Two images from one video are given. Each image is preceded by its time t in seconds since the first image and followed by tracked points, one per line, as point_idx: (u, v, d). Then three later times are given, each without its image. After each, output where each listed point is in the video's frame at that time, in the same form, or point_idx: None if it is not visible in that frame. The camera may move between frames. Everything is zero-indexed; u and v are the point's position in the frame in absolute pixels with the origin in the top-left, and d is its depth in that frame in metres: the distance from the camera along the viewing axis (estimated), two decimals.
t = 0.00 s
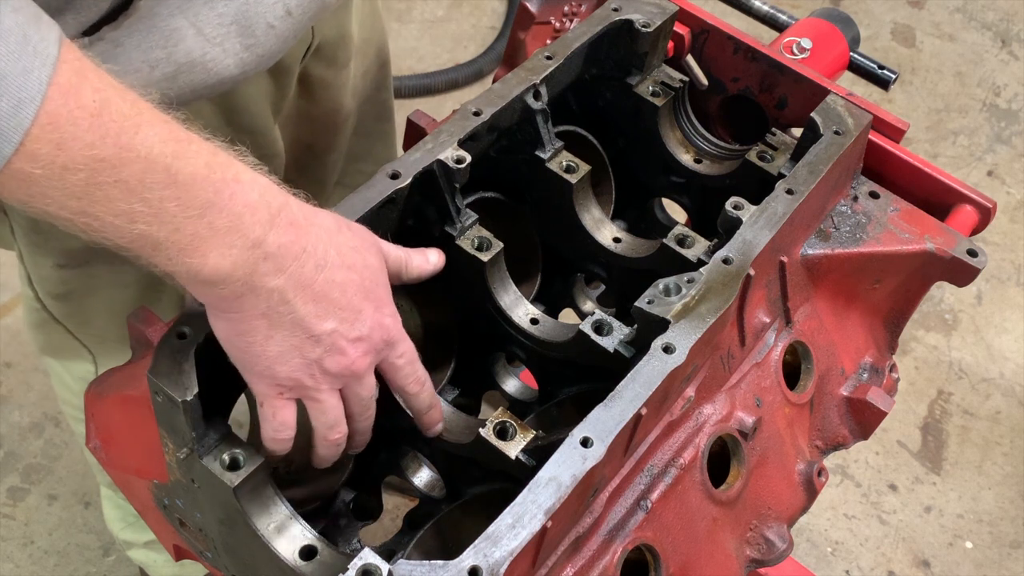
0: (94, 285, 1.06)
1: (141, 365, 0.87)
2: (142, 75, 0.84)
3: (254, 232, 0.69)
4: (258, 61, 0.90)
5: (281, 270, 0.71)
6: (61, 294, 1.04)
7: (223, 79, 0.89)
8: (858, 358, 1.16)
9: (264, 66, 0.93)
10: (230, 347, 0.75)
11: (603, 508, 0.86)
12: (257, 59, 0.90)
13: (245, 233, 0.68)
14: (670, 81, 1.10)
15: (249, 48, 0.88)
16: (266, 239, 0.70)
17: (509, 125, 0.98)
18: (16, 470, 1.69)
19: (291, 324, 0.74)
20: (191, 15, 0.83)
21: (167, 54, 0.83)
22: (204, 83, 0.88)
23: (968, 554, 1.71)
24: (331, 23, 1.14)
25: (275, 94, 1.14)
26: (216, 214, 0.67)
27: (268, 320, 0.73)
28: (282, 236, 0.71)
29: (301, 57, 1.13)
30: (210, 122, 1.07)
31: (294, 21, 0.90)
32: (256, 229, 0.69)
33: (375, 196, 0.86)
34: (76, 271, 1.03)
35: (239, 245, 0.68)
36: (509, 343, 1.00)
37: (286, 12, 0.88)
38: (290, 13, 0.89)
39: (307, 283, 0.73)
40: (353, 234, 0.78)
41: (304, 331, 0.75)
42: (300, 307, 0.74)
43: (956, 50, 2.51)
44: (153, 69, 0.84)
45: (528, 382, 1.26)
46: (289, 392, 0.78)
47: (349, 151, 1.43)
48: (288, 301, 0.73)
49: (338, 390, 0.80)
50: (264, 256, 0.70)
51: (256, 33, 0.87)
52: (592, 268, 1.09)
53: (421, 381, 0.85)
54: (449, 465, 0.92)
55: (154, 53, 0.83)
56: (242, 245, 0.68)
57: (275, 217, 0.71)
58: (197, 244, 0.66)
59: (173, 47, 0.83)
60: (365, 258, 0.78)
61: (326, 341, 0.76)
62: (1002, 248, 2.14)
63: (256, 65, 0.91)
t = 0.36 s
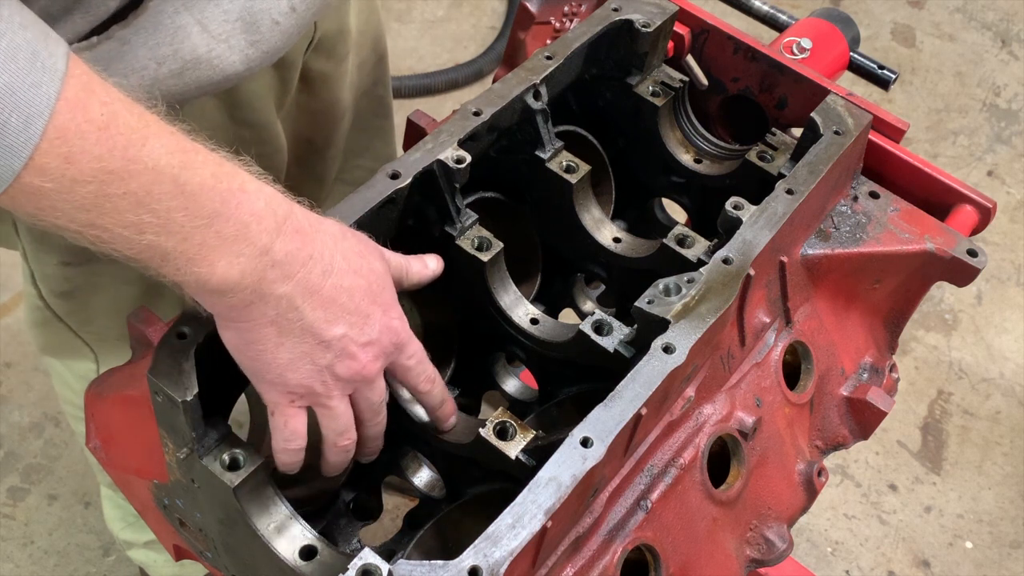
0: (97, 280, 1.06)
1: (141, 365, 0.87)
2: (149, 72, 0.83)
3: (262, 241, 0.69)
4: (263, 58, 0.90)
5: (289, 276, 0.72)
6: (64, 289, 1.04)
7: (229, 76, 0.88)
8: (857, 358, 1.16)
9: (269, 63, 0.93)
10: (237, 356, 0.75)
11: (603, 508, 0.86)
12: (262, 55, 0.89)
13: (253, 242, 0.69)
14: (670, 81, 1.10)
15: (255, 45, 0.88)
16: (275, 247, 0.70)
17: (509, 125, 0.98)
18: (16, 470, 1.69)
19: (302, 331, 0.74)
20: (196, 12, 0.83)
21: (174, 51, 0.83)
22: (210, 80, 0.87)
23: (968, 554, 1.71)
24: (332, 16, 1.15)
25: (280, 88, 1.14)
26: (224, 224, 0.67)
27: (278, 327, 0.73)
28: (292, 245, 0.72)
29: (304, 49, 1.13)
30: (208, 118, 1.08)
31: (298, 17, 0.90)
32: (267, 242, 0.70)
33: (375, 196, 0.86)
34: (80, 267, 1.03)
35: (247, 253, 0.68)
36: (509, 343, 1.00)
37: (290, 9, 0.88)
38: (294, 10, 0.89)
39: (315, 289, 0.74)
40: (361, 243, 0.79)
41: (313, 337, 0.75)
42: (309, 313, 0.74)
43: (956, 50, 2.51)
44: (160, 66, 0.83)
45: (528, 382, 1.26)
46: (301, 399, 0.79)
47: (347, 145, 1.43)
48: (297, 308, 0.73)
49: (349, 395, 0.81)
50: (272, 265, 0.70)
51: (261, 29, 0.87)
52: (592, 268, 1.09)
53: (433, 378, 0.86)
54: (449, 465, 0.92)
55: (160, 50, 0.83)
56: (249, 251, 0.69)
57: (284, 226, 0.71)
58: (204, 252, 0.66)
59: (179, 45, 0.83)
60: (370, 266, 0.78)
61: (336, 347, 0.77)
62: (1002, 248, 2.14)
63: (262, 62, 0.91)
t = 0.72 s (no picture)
0: (101, 280, 1.06)
1: (141, 365, 0.87)
2: (156, 74, 0.84)
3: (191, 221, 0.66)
4: (268, 58, 0.90)
5: (223, 256, 0.67)
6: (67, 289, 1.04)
7: (234, 76, 0.88)
8: (858, 358, 1.16)
9: (275, 63, 0.93)
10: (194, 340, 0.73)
11: (603, 508, 0.86)
12: (267, 56, 0.89)
13: (179, 222, 0.65)
14: (670, 81, 1.10)
15: (260, 46, 0.88)
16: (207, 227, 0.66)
17: (509, 125, 0.98)
18: (16, 470, 1.69)
19: (248, 314, 0.70)
20: (201, 13, 0.84)
21: (179, 52, 0.84)
22: (216, 82, 0.88)
23: (968, 554, 1.71)
24: (333, 15, 1.15)
25: (282, 86, 1.14)
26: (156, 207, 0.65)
27: (219, 309, 0.70)
28: (227, 222, 0.67)
29: (306, 48, 1.13)
30: (212, 118, 1.07)
31: (302, 18, 0.90)
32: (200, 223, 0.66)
33: (375, 196, 0.86)
34: (84, 267, 1.03)
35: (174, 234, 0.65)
36: (510, 343, 1.00)
37: (294, 9, 0.89)
38: (298, 10, 0.89)
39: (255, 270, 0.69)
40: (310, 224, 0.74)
41: (262, 320, 0.70)
42: (251, 295, 0.69)
43: (956, 50, 2.51)
44: (166, 67, 0.84)
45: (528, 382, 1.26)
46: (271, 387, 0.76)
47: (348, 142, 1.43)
48: (235, 290, 0.69)
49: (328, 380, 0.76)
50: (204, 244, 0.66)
51: (266, 30, 0.87)
52: (592, 268, 1.09)
53: (403, 365, 0.82)
54: (449, 466, 0.92)
55: (167, 51, 0.83)
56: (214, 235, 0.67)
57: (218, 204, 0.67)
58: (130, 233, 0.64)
59: (185, 46, 0.84)
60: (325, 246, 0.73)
61: (291, 332, 0.71)
62: (1002, 248, 2.14)
63: (267, 62, 0.91)
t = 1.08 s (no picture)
0: (101, 278, 1.06)
1: (141, 365, 0.87)
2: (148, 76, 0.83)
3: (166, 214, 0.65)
4: (259, 63, 0.90)
5: (197, 249, 0.66)
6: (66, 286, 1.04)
7: (227, 80, 0.89)
8: (858, 358, 1.16)
9: (267, 70, 0.94)
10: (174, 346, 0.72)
11: (603, 508, 0.86)
12: (259, 60, 0.90)
13: (156, 214, 0.65)
14: (669, 81, 1.10)
15: (253, 50, 0.88)
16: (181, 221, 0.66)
17: (509, 125, 0.98)
18: (16, 470, 1.69)
19: (218, 307, 0.68)
20: (195, 16, 0.84)
21: (172, 54, 0.84)
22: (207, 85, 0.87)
23: (968, 554, 1.71)
24: (335, 19, 1.15)
25: (280, 88, 1.14)
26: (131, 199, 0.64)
27: (192, 304, 0.68)
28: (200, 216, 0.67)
29: (305, 51, 1.13)
30: (209, 119, 1.07)
31: (296, 23, 0.91)
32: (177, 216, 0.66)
33: (375, 196, 0.86)
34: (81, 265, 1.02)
35: (150, 227, 0.65)
36: (510, 343, 1.00)
37: (288, 14, 0.89)
38: (291, 15, 0.90)
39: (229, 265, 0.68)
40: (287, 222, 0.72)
41: (232, 314, 0.68)
42: (222, 289, 0.68)
43: (956, 50, 2.51)
44: (158, 68, 0.83)
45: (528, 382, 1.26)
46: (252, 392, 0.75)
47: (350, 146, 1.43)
48: (207, 283, 0.67)
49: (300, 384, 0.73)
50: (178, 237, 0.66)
51: (259, 34, 0.88)
52: (592, 268, 1.09)
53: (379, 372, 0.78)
54: (449, 466, 0.92)
55: (159, 53, 0.83)
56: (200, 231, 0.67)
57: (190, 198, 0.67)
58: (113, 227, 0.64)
59: (178, 48, 0.84)
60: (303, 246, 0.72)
61: (264, 327, 0.69)
62: (1002, 248, 2.14)
63: (259, 68, 0.91)
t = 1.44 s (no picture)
0: (100, 275, 1.06)
1: (141, 364, 0.87)
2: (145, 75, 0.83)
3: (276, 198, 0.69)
4: (257, 63, 0.89)
5: (302, 236, 0.72)
6: (65, 281, 1.04)
7: (223, 79, 0.89)
8: (858, 358, 1.16)
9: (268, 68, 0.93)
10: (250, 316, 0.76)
11: (603, 508, 0.86)
12: (256, 60, 0.89)
13: (266, 200, 0.69)
14: (670, 81, 1.10)
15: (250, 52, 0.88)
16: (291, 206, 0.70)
17: (509, 125, 0.98)
18: (16, 470, 1.69)
19: (315, 292, 0.75)
20: (192, 16, 0.83)
21: (167, 53, 0.83)
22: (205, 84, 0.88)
23: (968, 554, 1.71)
24: (338, 20, 1.14)
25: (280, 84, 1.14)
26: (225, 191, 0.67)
27: (291, 286, 0.74)
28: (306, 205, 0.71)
29: (306, 51, 1.13)
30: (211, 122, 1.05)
31: (294, 25, 0.89)
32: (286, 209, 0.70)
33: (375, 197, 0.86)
34: (78, 261, 1.02)
35: (262, 212, 0.68)
36: (509, 343, 1.00)
37: (285, 16, 0.87)
38: (290, 17, 0.88)
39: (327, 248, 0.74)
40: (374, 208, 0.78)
41: (325, 298, 0.75)
42: (322, 275, 0.74)
43: (956, 50, 2.51)
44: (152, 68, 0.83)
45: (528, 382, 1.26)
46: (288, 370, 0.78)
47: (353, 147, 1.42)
48: (310, 269, 0.73)
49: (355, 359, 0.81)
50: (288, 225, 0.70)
51: (256, 35, 0.87)
52: (592, 268, 1.09)
53: (431, 351, 0.86)
54: (450, 466, 0.92)
55: (156, 53, 0.83)
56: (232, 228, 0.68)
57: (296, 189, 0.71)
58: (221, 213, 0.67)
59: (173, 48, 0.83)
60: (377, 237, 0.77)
61: (347, 311, 0.77)
62: (1002, 248, 2.14)
63: (259, 67, 0.91)
